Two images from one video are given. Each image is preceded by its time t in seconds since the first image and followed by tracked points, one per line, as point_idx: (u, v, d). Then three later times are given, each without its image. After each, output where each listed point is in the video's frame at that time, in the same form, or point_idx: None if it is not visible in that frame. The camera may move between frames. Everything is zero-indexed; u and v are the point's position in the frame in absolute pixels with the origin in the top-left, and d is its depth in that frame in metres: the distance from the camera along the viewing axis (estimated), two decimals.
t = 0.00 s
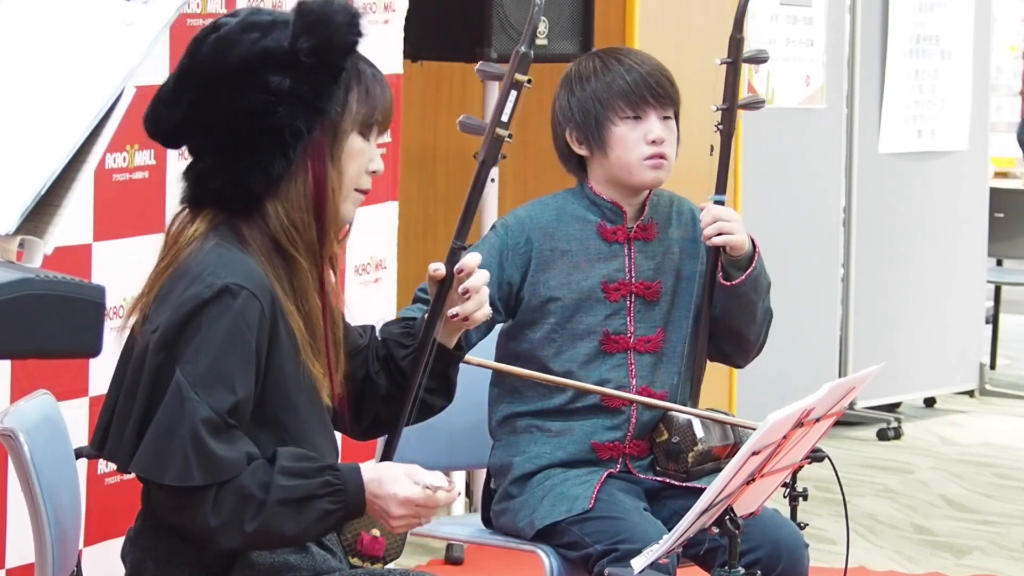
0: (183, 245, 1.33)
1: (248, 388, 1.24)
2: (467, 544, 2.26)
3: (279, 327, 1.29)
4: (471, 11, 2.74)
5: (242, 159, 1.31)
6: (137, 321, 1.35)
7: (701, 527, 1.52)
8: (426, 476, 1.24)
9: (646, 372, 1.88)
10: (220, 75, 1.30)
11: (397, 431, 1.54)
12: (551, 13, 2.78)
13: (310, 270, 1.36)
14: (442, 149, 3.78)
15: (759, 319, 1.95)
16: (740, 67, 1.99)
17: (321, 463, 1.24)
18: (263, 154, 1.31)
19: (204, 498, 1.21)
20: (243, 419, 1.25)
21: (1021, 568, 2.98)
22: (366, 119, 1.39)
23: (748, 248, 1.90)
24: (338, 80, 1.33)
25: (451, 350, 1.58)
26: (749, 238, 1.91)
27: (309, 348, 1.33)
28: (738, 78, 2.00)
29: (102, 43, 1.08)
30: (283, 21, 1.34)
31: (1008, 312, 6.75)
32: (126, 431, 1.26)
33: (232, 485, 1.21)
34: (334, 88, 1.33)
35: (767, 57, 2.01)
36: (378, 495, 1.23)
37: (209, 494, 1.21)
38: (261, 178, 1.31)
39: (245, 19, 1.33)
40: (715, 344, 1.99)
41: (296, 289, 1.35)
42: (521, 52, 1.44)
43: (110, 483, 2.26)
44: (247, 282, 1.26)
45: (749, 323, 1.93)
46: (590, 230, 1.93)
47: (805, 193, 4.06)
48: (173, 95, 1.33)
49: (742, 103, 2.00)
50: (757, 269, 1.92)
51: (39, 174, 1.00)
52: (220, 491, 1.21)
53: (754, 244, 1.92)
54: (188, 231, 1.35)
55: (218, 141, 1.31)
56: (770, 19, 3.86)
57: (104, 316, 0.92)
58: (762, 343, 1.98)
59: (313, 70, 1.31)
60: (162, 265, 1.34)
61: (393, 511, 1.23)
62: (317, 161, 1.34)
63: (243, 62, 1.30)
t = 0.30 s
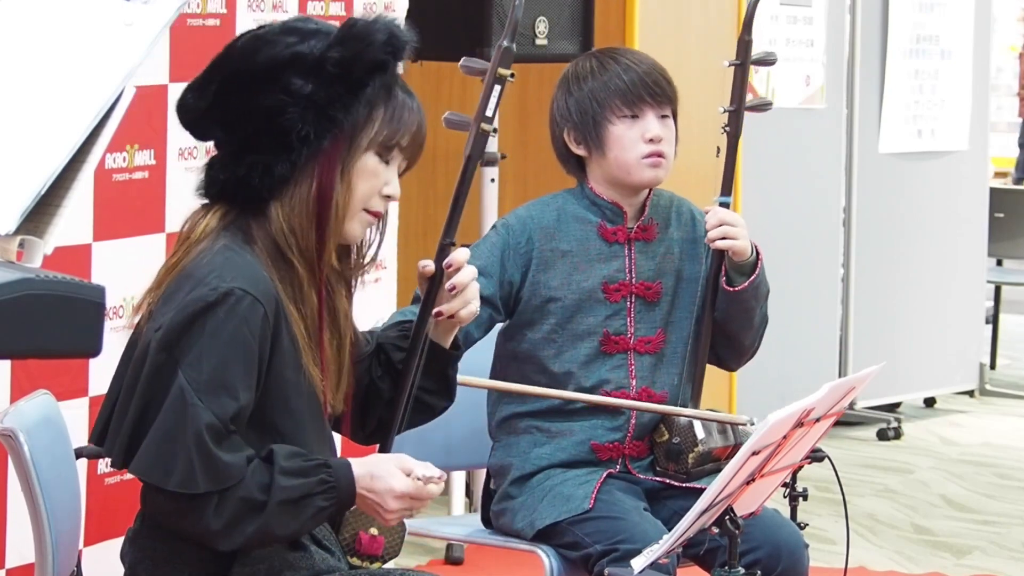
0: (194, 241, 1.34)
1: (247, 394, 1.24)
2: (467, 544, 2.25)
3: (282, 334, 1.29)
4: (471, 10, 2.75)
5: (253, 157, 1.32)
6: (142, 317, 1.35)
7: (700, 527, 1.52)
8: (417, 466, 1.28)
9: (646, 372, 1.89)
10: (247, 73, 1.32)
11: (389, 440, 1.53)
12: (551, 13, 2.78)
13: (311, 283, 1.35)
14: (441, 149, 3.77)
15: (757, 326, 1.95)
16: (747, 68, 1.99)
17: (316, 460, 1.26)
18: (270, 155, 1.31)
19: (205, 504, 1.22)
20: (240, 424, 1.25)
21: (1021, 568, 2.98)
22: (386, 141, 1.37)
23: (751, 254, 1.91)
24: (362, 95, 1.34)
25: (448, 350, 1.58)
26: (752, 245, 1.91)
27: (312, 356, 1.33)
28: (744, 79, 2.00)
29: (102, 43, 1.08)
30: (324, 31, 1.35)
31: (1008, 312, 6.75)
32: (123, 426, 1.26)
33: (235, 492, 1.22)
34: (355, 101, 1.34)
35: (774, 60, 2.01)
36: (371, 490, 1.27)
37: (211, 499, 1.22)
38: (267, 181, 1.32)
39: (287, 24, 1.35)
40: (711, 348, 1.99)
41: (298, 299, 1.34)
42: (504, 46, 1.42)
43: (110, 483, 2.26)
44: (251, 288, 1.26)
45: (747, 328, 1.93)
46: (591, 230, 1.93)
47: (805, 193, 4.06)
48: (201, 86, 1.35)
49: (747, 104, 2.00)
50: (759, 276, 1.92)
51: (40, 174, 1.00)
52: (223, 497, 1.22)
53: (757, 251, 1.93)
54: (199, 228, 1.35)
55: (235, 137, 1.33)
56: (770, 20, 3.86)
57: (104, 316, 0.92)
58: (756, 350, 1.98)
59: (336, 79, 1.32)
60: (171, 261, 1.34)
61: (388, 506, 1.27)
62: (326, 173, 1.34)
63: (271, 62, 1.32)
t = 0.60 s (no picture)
0: (203, 240, 1.34)
1: (250, 398, 1.24)
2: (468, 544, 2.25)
3: (287, 340, 1.29)
4: (471, 10, 2.75)
5: (262, 159, 1.32)
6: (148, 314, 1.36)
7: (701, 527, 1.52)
8: (416, 470, 1.31)
9: (645, 371, 1.89)
10: (262, 74, 1.32)
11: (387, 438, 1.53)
12: (551, 13, 2.78)
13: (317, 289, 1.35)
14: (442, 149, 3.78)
15: (760, 320, 1.96)
16: (745, 68, 1.99)
17: (315, 476, 1.26)
18: (279, 156, 1.31)
19: (200, 505, 1.22)
20: (241, 428, 1.25)
21: (1021, 568, 2.98)
22: (396, 149, 1.37)
23: (752, 252, 1.91)
24: (375, 101, 1.34)
25: (446, 345, 1.58)
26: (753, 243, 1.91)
27: (317, 363, 1.33)
28: (742, 79, 2.00)
29: (102, 43, 1.08)
30: (343, 37, 1.35)
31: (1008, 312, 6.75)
32: (126, 424, 1.25)
33: (228, 494, 1.22)
34: (367, 107, 1.34)
35: (772, 59, 2.01)
36: (377, 502, 1.28)
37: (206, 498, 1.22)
38: (274, 182, 1.32)
39: (306, 27, 1.35)
40: (714, 344, 2.00)
41: (302, 304, 1.34)
42: (495, 45, 1.41)
43: (110, 483, 2.26)
44: (259, 291, 1.26)
45: (750, 324, 1.94)
46: (589, 229, 1.93)
47: (804, 193, 4.06)
48: (217, 83, 1.35)
49: (745, 105, 2.00)
50: (761, 272, 1.93)
51: (39, 173, 1.00)
52: (216, 500, 1.22)
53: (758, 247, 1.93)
54: (209, 227, 1.35)
55: (247, 137, 1.33)
56: (770, 20, 3.86)
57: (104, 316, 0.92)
58: (761, 342, 1.99)
59: (350, 84, 1.32)
60: (181, 258, 1.34)
61: (399, 514, 1.28)
62: (333, 177, 1.33)
63: (285, 64, 1.31)
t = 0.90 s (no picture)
0: (210, 239, 1.34)
1: (256, 398, 1.24)
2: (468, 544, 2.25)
3: (293, 340, 1.29)
4: (472, 10, 2.75)
5: (268, 158, 1.32)
6: (155, 313, 1.36)
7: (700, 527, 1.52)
8: (417, 484, 1.28)
9: (645, 369, 1.89)
10: (269, 73, 1.32)
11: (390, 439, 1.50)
12: (551, 13, 2.78)
13: (323, 289, 1.35)
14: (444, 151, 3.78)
15: (760, 317, 1.96)
16: (736, 67, 1.99)
17: (316, 484, 1.25)
18: (285, 156, 1.31)
19: (196, 502, 1.22)
20: (245, 427, 1.25)
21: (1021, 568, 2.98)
22: (402, 148, 1.36)
23: (748, 249, 1.91)
24: (382, 102, 1.34)
25: (448, 344, 1.58)
26: (749, 240, 1.91)
27: (323, 363, 1.33)
28: (735, 77, 2.00)
29: (102, 42, 1.08)
30: (350, 36, 1.35)
31: (1008, 311, 6.75)
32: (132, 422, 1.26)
33: (227, 491, 1.21)
34: (373, 108, 1.34)
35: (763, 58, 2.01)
36: (379, 517, 1.27)
37: (203, 494, 1.22)
38: (280, 181, 1.32)
39: (312, 27, 1.35)
40: (715, 341, 2.00)
41: (309, 304, 1.34)
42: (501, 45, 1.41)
43: (110, 483, 2.26)
44: (265, 291, 1.26)
45: (750, 321, 1.94)
46: (587, 228, 1.93)
47: (805, 194, 4.06)
48: (224, 83, 1.35)
49: (738, 103, 2.00)
50: (759, 268, 1.93)
51: (39, 173, 1.00)
52: (213, 496, 1.22)
53: (754, 244, 1.93)
54: (215, 226, 1.35)
55: (253, 136, 1.33)
56: (770, 20, 3.86)
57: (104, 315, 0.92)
58: (762, 339, 1.99)
59: (357, 84, 1.32)
60: (187, 257, 1.35)
61: (402, 529, 1.27)
62: (340, 177, 1.34)
63: (292, 64, 1.32)
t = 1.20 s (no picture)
0: (212, 239, 1.34)
1: (257, 396, 1.24)
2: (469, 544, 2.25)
3: (294, 337, 1.29)
4: (472, 10, 2.75)
5: (270, 157, 1.32)
6: (156, 314, 1.36)
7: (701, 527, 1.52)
8: (412, 499, 1.27)
9: (644, 367, 1.89)
10: (270, 73, 1.32)
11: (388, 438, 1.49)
12: (551, 14, 2.78)
13: (326, 289, 1.35)
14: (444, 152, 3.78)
15: (758, 318, 1.96)
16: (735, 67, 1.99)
17: (309, 491, 1.24)
18: (287, 154, 1.32)
19: (184, 493, 1.20)
20: (245, 424, 1.25)
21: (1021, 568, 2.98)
22: (404, 147, 1.36)
23: (747, 251, 1.91)
24: (383, 100, 1.35)
25: (448, 341, 1.58)
26: (747, 241, 1.91)
27: (324, 362, 1.33)
28: (733, 77, 2.00)
29: (102, 42, 1.08)
30: (350, 35, 1.35)
31: (1008, 311, 6.75)
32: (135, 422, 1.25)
33: (215, 483, 1.20)
34: (375, 107, 1.34)
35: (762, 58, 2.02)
36: (375, 532, 1.25)
37: (191, 485, 1.20)
38: (281, 179, 1.32)
39: (313, 26, 1.35)
40: (713, 341, 2.00)
41: (311, 303, 1.34)
42: (493, 43, 1.41)
43: (110, 483, 2.26)
44: (267, 289, 1.26)
45: (748, 322, 1.95)
46: (584, 227, 1.93)
47: (805, 194, 4.06)
48: (225, 83, 1.35)
49: (737, 104, 2.00)
50: (756, 270, 1.93)
51: (40, 173, 1.00)
52: (201, 487, 1.20)
53: (753, 245, 1.93)
54: (217, 226, 1.35)
55: (255, 136, 1.33)
56: (770, 20, 3.86)
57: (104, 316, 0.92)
58: (760, 339, 2.00)
59: (358, 83, 1.32)
60: (190, 256, 1.35)
61: (398, 544, 1.25)
62: (342, 176, 1.34)
63: (293, 62, 1.32)
